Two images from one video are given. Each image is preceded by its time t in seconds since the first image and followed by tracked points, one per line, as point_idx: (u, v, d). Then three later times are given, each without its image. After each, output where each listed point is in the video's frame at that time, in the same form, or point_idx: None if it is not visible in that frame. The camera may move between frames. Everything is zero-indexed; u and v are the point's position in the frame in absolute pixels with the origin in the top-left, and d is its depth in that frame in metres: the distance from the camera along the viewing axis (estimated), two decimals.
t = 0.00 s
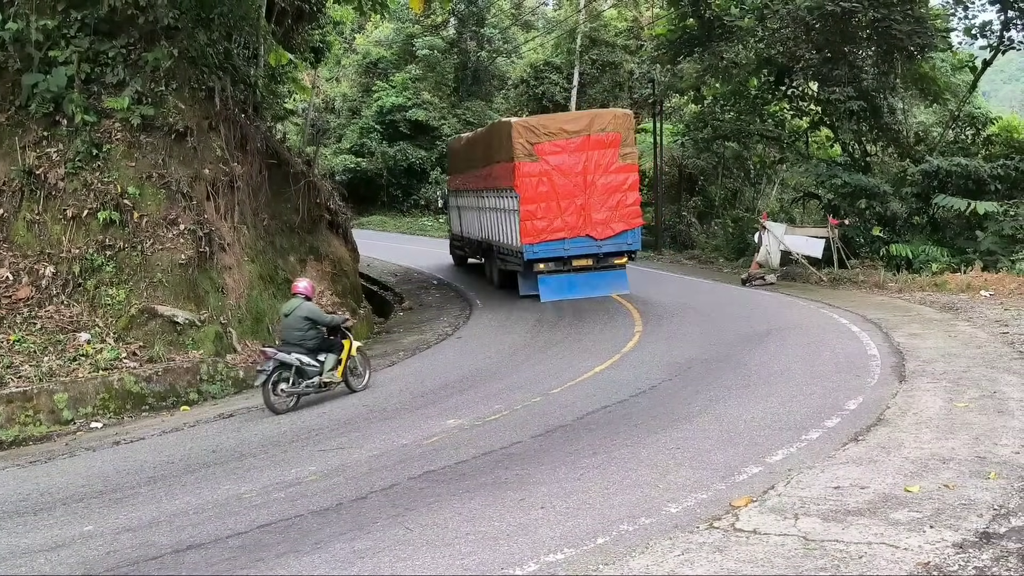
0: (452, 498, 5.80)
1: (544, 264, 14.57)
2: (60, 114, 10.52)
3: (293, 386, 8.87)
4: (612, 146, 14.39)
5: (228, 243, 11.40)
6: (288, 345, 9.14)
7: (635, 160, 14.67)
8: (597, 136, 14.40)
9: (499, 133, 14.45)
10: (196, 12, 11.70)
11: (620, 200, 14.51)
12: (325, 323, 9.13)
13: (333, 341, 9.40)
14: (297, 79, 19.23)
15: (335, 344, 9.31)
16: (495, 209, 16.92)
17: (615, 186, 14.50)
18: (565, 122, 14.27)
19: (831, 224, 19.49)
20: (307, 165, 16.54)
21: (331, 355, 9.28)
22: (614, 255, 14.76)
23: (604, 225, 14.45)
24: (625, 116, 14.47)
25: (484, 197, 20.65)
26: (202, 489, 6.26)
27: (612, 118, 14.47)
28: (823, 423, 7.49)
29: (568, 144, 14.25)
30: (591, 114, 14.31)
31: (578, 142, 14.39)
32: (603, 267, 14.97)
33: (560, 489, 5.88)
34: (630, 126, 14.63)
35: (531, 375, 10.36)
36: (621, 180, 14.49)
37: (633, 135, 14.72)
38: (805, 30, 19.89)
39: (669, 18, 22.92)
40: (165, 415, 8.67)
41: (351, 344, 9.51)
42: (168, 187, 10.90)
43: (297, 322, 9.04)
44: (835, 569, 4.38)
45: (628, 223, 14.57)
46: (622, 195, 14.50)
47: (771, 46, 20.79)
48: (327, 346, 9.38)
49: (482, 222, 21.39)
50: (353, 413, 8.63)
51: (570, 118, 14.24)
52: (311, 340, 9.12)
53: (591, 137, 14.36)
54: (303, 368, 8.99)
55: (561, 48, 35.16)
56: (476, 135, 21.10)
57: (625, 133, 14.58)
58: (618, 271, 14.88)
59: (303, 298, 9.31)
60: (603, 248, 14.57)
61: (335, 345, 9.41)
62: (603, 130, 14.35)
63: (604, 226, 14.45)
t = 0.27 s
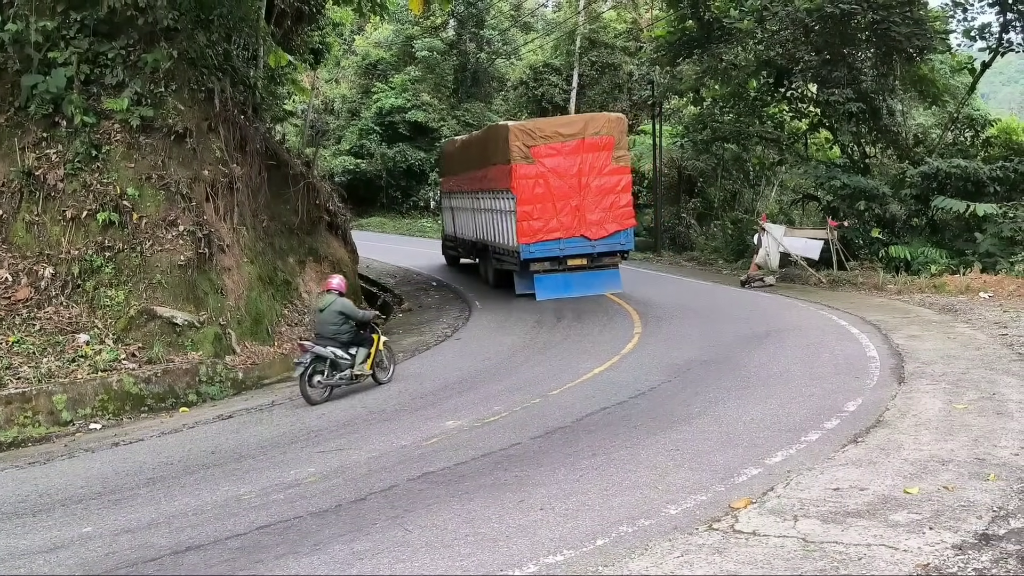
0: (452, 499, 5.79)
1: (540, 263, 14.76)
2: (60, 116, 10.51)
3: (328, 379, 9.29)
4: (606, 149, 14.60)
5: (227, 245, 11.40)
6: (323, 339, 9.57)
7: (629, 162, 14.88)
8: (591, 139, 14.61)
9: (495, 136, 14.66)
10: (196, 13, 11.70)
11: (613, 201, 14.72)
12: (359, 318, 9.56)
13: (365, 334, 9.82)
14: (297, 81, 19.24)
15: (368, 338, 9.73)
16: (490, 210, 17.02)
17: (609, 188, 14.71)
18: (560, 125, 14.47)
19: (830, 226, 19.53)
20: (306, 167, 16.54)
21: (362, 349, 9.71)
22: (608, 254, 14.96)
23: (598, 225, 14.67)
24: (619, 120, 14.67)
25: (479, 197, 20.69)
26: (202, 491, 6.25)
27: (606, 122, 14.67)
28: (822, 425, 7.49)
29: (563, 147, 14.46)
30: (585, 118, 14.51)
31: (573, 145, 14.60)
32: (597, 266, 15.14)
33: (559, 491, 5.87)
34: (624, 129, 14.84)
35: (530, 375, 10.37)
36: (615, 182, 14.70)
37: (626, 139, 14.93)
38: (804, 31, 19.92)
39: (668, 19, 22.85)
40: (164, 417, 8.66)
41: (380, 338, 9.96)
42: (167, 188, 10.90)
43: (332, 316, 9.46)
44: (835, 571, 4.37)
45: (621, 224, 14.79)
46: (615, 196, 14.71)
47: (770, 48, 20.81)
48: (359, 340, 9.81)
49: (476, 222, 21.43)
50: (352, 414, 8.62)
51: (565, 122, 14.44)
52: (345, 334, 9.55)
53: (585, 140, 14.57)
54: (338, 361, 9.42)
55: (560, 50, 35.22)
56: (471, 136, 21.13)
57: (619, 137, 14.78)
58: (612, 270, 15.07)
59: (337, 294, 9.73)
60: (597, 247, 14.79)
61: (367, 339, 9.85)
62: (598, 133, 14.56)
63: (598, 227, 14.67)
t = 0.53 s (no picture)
0: (451, 501, 5.79)
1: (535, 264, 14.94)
2: (59, 117, 10.51)
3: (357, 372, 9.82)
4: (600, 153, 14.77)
5: (226, 247, 11.41)
6: (354, 334, 10.12)
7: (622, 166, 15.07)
8: (585, 144, 14.78)
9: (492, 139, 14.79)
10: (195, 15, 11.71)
11: (607, 204, 14.91)
12: (388, 315, 10.10)
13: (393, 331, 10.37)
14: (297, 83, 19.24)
15: (395, 334, 10.26)
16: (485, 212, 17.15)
17: (603, 191, 14.89)
18: (555, 130, 14.61)
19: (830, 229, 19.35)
20: (306, 169, 16.55)
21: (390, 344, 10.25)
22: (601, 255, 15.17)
23: (592, 227, 14.85)
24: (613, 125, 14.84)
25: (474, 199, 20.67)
26: (201, 493, 6.24)
27: (600, 127, 14.84)
28: (822, 427, 7.49)
29: (558, 151, 14.61)
30: (580, 123, 14.67)
31: (568, 149, 14.76)
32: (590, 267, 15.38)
33: (558, 493, 5.87)
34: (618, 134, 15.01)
35: (529, 378, 10.38)
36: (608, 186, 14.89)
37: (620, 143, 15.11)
38: (803, 34, 19.95)
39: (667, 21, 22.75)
40: (163, 419, 8.65)
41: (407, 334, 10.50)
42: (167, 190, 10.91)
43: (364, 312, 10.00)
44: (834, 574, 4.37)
45: (615, 226, 14.98)
46: (609, 199, 14.89)
47: (769, 51, 20.84)
48: (387, 335, 10.36)
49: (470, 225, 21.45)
50: (352, 417, 8.62)
51: (560, 127, 14.58)
52: (375, 330, 10.09)
53: (579, 145, 14.73)
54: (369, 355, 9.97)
55: (559, 52, 35.23)
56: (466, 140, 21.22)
57: (613, 142, 14.96)
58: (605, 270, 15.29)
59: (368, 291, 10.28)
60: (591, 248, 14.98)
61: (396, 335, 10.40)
62: (592, 138, 14.73)
63: (591, 229, 14.85)
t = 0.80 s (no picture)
0: (449, 503, 5.80)
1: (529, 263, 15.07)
2: (58, 119, 10.50)
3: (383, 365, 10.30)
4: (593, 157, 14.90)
5: (224, 249, 11.42)
6: (380, 329, 10.62)
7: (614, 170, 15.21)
8: (579, 147, 14.89)
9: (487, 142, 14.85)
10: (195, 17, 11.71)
11: (600, 206, 15.03)
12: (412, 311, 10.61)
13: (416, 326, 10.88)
14: (296, 85, 19.23)
15: (419, 329, 10.79)
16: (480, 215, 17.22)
17: (596, 193, 15.01)
18: (549, 133, 14.70)
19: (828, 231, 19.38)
20: (305, 171, 16.55)
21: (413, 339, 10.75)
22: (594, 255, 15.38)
23: (585, 228, 14.96)
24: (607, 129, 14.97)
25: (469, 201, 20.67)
26: (199, 495, 6.24)
27: (593, 130, 14.97)
28: (820, 430, 7.51)
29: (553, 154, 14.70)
30: (574, 127, 14.79)
31: (562, 153, 14.85)
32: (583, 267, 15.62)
33: (557, 496, 5.87)
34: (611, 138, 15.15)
35: (527, 380, 10.39)
36: (601, 188, 15.01)
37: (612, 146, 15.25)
38: (802, 37, 19.99)
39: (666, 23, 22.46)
40: (161, 421, 8.65)
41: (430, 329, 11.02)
42: (166, 192, 10.91)
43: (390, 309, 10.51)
44: None
45: (607, 227, 15.12)
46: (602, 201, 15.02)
47: (768, 54, 20.85)
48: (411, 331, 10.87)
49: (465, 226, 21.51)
50: (350, 419, 8.62)
51: (555, 130, 14.67)
52: (400, 325, 10.60)
53: (573, 148, 14.84)
54: (394, 349, 10.46)
55: (559, 55, 35.24)
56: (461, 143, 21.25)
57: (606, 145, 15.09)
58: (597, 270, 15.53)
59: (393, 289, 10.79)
60: (584, 249, 15.11)
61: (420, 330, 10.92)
62: (585, 142, 14.85)
63: (585, 230, 14.97)
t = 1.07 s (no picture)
0: (446, 505, 5.81)
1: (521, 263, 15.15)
2: (56, 120, 10.49)
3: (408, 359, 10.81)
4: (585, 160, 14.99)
5: (222, 250, 11.44)
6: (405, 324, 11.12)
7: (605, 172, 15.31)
8: (571, 150, 14.97)
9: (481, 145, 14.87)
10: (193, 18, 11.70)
11: (592, 208, 15.11)
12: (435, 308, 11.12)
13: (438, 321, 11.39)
14: (293, 87, 19.21)
15: (440, 325, 11.31)
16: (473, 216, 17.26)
17: (588, 195, 15.09)
18: (543, 137, 14.77)
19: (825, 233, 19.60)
20: (303, 172, 16.55)
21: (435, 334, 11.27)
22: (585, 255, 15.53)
23: (577, 230, 15.03)
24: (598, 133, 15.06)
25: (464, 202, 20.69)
26: (197, 496, 6.25)
27: (585, 134, 15.03)
28: (816, 431, 7.53)
29: (546, 157, 14.75)
30: (567, 130, 14.85)
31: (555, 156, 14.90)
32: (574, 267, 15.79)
33: (554, 497, 5.89)
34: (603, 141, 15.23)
35: (523, 381, 10.43)
36: (593, 190, 15.09)
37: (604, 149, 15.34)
38: (799, 40, 19.98)
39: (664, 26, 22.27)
40: (159, 422, 8.66)
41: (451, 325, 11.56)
42: (163, 193, 10.93)
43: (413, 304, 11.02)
44: None
45: (599, 229, 15.21)
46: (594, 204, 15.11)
47: (766, 56, 20.85)
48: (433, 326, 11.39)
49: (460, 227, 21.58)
50: (347, 420, 8.64)
51: (549, 133, 14.73)
52: (423, 320, 11.09)
53: (565, 151, 14.91)
54: (419, 343, 10.97)
55: (557, 56, 35.25)
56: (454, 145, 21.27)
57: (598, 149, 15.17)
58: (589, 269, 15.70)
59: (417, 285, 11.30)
60: (575, 250, 15.19)
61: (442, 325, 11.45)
62: (578, 144, 14.93)
63: (577, 231, 15.03)
